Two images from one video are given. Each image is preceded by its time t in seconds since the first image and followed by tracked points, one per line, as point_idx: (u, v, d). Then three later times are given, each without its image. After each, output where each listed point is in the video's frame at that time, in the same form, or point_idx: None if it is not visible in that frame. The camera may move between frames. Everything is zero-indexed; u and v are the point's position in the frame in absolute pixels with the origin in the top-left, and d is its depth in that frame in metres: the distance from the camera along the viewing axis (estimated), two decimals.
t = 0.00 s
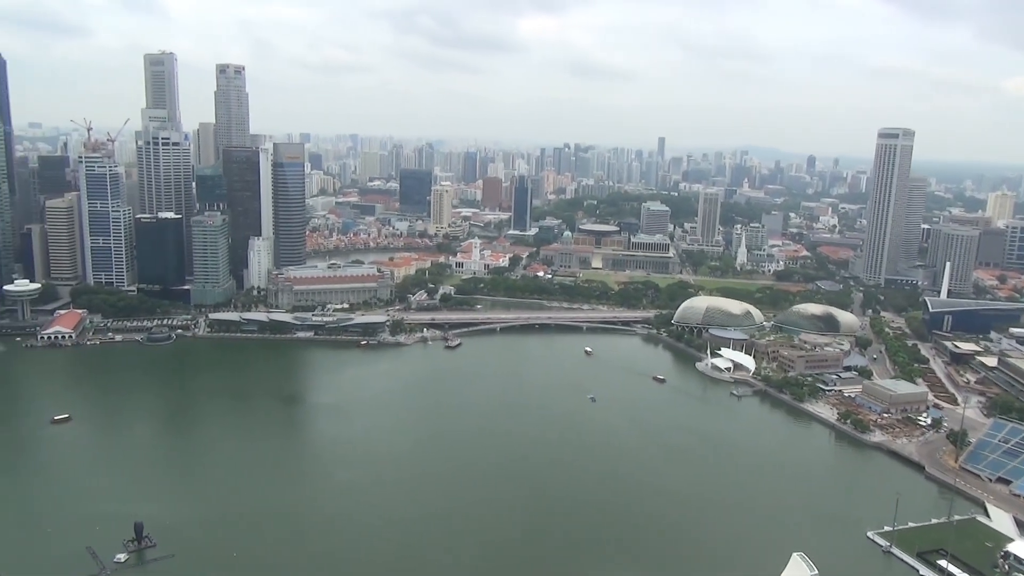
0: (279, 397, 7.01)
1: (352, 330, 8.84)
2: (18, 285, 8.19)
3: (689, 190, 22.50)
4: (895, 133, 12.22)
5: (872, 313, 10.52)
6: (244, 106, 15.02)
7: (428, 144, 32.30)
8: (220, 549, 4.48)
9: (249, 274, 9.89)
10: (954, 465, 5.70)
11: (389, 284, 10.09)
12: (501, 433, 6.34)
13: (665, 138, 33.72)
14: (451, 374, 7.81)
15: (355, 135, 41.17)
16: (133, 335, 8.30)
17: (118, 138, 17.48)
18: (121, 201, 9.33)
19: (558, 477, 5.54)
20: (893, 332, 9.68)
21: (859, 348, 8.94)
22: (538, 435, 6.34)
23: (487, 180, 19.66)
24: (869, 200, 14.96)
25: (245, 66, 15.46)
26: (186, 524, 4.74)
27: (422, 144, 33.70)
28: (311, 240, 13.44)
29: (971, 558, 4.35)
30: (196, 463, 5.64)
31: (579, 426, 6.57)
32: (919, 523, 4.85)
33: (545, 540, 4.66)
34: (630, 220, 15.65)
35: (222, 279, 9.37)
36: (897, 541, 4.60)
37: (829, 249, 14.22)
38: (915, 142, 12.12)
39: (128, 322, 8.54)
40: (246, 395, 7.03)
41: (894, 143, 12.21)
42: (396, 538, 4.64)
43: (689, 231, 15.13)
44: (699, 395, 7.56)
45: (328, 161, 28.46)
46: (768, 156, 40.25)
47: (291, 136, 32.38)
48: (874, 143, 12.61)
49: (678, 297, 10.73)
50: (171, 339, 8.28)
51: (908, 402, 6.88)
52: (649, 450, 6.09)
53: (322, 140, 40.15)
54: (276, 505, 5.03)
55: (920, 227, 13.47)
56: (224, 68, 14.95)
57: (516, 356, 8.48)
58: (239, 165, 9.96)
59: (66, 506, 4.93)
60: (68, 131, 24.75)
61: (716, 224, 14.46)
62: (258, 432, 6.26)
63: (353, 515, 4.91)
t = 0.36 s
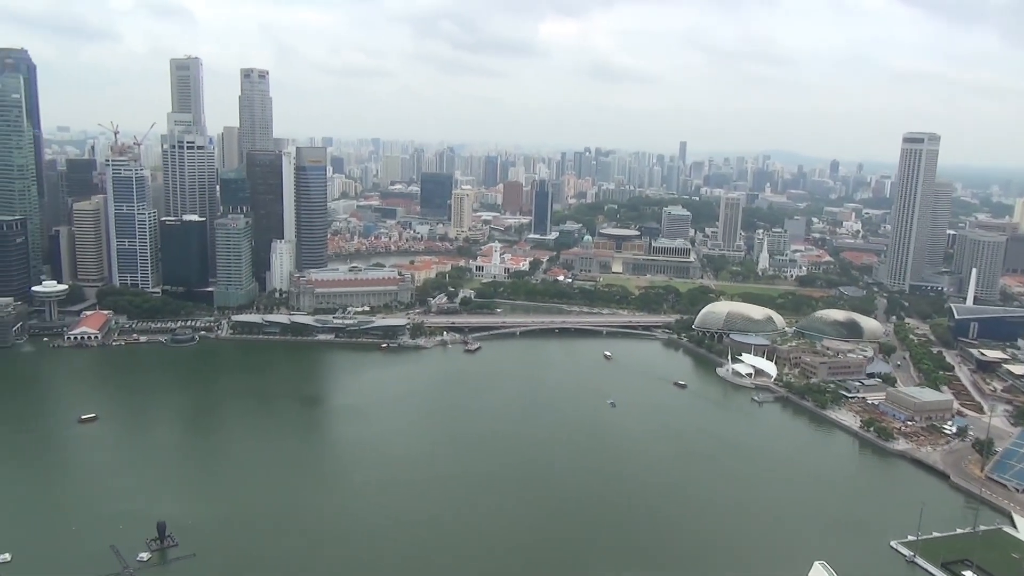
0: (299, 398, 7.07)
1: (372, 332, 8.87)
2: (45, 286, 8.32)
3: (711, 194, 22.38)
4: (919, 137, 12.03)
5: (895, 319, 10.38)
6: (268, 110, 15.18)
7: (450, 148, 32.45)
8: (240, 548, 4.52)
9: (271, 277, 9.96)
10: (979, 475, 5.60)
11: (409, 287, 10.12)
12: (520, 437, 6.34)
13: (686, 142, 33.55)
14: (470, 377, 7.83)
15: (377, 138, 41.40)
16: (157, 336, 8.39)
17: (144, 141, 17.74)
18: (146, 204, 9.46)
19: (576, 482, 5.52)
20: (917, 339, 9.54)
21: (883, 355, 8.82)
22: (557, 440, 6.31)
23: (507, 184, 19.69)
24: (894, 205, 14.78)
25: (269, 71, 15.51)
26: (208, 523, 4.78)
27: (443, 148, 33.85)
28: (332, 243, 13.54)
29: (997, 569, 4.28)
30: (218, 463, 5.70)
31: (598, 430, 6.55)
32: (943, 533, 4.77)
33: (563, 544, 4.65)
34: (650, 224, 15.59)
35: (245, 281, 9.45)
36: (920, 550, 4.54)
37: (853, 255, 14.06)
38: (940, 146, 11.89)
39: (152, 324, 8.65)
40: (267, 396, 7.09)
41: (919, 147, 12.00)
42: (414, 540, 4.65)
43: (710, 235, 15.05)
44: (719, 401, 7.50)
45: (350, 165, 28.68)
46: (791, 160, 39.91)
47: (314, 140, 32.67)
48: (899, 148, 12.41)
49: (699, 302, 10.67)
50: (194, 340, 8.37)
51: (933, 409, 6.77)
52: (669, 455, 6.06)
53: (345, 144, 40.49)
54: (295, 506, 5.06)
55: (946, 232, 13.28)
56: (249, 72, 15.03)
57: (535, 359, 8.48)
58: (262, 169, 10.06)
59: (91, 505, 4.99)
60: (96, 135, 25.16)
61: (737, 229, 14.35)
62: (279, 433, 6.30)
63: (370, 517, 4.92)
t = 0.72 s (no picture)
0: (321, 398, 7.11)
1: (393, 333, 8.90)
2: (73, 285, 8.45)
3: (734, 198, 22.21)
4: (946, 141, 11.90)
5: (921, 325, 10.22)
6: (292, 112, 15.33)
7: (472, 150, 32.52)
8: (264, 545, 4.55)
9: (294, 277, 10.03)
10: (1007, 485, 5.50)
11: (430, 289, 10.16)
12: (538, 439, 6.33)
13: (709, 145, 33.33)
14: (490, 379, 7.83)
15: (400, 140, 41.63)
16: (181, 335, 8.49)
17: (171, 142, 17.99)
18: (172, 205, 9.58)
19: (595, 485, 5.50)
20: (943, 345, 9.38)
21: (908, 362, 8.68)
22: (577, 443, 6.29)
23: (529, 186, 19.69)
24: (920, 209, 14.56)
25: (294, 73, 15.68)
26: (230, 520, 4.82)
27: (465, 150, 33.94)
28: (354, 244, 13.62)
29: None
30: (240, 461, 5.75)
31: (618, 434, 6.52)
32: (969, 543, 4.70)
33: (581, 548, 4.62)
34: (672, 227, 15.51)
35: (268, 281, 9.53)
36: (945, 560, 4.48)
37: (878, 260, 13.87)
38: (967, 150, 11.80)
39: (177, 323, 8.75)
40: (288, 395, 7.14)
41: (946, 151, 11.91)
42: (432, 541, 4.66)
43: (733, 239, 14.92)
44: (741, 406, 7.43)
45: (373, 167, 28.83)
46: (815, 164, 39.48)
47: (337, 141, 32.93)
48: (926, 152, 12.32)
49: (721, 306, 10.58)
50: (218, 340, 8.45)
51: (959, 417, 6.65)
52: (689, 460, 6.01)
53: (367, 146, 40.79)
54: (316, 504, 5.09)
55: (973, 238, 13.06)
56: (274, 74, 15.20)
57: (555, 362, 8.46)
58: (286, 170, 10.13)
59: (116, 501, 5.05)
60: (125, 136, 25.56)
61: (760, 233, 14.23)
62: (300, 432, 6.35)
63: (387, 517, 4.93)
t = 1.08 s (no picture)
0: (342, 398, 7.15)
1: (413, 335, 8.93)
2: (100, 285, 8.57)
3: (756, 200, 22.03)
4: (974, 143, 11.73)
5: (946, 330, 10.08)
6: (315, 114, 15.45)
7: (492, 151, 32.59)
8: (285, 543, 4.59)
9: (316, 278, 10.10)
10: None
11: (450, 290, 10.18)
12: (558, 441, 6.33)
13: (731, 148, 33.08)
14: (510, 380, 7.83)
15: (422, 142, 41.82)
16: (205, 335, 8.58)
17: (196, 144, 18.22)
18: (197, 206, 9.69)
19: (616, 488, 5.48)
20: (969, 350, 9.24)
21: (933, 367, 8.56)
22: (597, 445, 6.27)
23: (550, 188, 19.68)
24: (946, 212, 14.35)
25: (317, 75, 15.82)
26: (252, 519, 4.87)
27: (486, 152, 34.01)
28: (376, 246, 13.70)
29: None
30: (262, 460, 5.80)
31: (638, 437, 6.50)
32: (995, 552, 4.63)
33: (600, 551, 4.61)
34: (693, 230, 15.42)
35: (290, 282, 9.61)
36: (971, 569, 4.42)
37: (902, 263, 13.70)
38: (996, 153, 11.63)
39: (200, 322, 8.84)
40: (310, 395, 7.19)
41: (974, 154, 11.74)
42: (451, 541, 4.67)
43: (755, 242, 14.81)
44: (763, 410, 7.37)
45: (395, 168, 28.97)
46: (838, 167, 39.05)
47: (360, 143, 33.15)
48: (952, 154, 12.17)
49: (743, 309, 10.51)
50: (241, 340, 8.53)
51: (984, 423, 6.55)
52: (710, 464, 5.97)
53: (388, 147, 40.97)
54: (338, 504, 5.12)
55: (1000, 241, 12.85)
56: (297, 76, 15.35)
57: (576, 364, 8.45)
58: (309, 171, 10.22)
59: (141, 498, 5.11)
60: (152, 138, 25.93)
61: (783, 236, 14.10)
62: (321, 431, 6.39)
63: (407, 517, 4.95)
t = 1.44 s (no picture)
0: (364, 398, 7.19)
1: (435, 336, 8.95)
2: (128, 285, 8.69)
3: (780, 202, 21.83)
4: (1003, 144, 11.65)
5: (975, 333, 9.91)
6: (338, 116, 15.55)
7: (514, 153, 32.64)
8: (308, 542, 4.62)
9: (339, 279, 10.16)
10: None
11: (473, 291, 10.20)
12: (579, 443, 6.31)
13: (754, 149, 32.81)
14: (532, 382, 7.82)
15: (447, 144, 42.03)
16: (230, 335, 8.66)
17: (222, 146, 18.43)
18: (222, 207, 9.79)
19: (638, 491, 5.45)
20: (999, 354, 9.07)
21: (961, 371, 8.41)
22: (619, 448, 6.25)
23: (572, 189, 19.65)
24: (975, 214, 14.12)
25: (341, 77, 15.94)
26: (276, 517, 4.90)
27: (509, 154, 34.06)
28: (398, 247, 13.76)
29: None
30: (286, 459, 5.84)
31: (661, 440, 6.46)
32: None
33: (622, 554, 4.59)
34: (717, 231, 15.32)
35: (314, 283, 9.68)
36: None
37: (930, 266, 13.50)
38: None
39: (225, 322, 8.93)
40: (333, 395, 7.24)
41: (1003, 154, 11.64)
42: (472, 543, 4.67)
43: (779, 243, 14.68)
44: (788, 414, 7.30)
45: (417, 170, 29.11)
46: (864, 168, 38.55)
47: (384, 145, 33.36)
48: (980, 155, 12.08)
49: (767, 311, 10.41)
50: (265, 340, 8.60)
51: (1014, 429, 6.42)
52: (734, 468, 5.92)
53: (411, 149, 41.19)
54: (360, 503, 5.15)
55: None
56: (321, 79, 15.47)
57: (598, 366, 8.42)
58: (332, 172, 10.28)
59: (167, 496, 5.17)
60: (185, 139, 26.37)
61: (808, 238, 13.95)
62: (344, 431, 6.42)
63: (429, 518, 4.96)
